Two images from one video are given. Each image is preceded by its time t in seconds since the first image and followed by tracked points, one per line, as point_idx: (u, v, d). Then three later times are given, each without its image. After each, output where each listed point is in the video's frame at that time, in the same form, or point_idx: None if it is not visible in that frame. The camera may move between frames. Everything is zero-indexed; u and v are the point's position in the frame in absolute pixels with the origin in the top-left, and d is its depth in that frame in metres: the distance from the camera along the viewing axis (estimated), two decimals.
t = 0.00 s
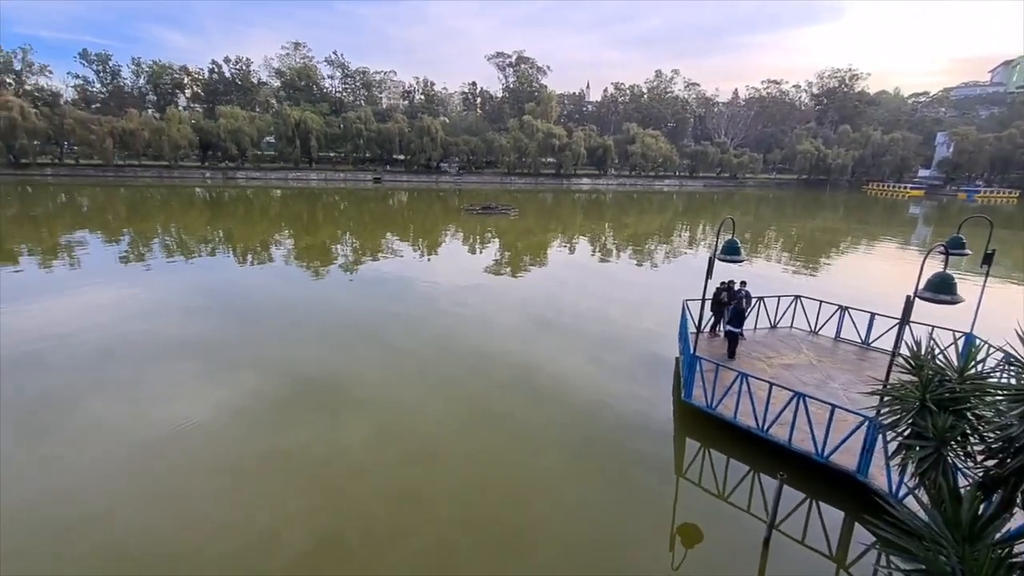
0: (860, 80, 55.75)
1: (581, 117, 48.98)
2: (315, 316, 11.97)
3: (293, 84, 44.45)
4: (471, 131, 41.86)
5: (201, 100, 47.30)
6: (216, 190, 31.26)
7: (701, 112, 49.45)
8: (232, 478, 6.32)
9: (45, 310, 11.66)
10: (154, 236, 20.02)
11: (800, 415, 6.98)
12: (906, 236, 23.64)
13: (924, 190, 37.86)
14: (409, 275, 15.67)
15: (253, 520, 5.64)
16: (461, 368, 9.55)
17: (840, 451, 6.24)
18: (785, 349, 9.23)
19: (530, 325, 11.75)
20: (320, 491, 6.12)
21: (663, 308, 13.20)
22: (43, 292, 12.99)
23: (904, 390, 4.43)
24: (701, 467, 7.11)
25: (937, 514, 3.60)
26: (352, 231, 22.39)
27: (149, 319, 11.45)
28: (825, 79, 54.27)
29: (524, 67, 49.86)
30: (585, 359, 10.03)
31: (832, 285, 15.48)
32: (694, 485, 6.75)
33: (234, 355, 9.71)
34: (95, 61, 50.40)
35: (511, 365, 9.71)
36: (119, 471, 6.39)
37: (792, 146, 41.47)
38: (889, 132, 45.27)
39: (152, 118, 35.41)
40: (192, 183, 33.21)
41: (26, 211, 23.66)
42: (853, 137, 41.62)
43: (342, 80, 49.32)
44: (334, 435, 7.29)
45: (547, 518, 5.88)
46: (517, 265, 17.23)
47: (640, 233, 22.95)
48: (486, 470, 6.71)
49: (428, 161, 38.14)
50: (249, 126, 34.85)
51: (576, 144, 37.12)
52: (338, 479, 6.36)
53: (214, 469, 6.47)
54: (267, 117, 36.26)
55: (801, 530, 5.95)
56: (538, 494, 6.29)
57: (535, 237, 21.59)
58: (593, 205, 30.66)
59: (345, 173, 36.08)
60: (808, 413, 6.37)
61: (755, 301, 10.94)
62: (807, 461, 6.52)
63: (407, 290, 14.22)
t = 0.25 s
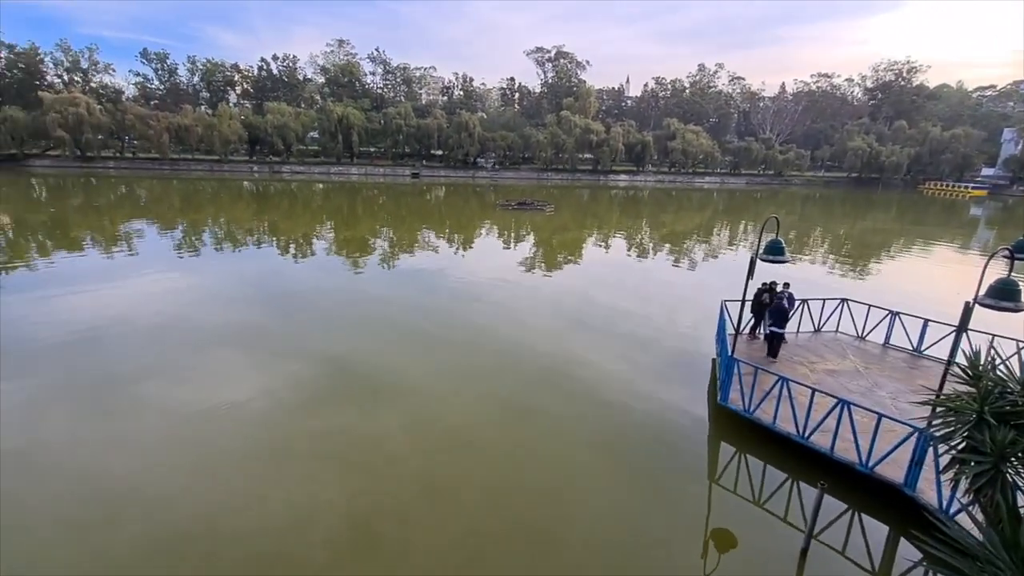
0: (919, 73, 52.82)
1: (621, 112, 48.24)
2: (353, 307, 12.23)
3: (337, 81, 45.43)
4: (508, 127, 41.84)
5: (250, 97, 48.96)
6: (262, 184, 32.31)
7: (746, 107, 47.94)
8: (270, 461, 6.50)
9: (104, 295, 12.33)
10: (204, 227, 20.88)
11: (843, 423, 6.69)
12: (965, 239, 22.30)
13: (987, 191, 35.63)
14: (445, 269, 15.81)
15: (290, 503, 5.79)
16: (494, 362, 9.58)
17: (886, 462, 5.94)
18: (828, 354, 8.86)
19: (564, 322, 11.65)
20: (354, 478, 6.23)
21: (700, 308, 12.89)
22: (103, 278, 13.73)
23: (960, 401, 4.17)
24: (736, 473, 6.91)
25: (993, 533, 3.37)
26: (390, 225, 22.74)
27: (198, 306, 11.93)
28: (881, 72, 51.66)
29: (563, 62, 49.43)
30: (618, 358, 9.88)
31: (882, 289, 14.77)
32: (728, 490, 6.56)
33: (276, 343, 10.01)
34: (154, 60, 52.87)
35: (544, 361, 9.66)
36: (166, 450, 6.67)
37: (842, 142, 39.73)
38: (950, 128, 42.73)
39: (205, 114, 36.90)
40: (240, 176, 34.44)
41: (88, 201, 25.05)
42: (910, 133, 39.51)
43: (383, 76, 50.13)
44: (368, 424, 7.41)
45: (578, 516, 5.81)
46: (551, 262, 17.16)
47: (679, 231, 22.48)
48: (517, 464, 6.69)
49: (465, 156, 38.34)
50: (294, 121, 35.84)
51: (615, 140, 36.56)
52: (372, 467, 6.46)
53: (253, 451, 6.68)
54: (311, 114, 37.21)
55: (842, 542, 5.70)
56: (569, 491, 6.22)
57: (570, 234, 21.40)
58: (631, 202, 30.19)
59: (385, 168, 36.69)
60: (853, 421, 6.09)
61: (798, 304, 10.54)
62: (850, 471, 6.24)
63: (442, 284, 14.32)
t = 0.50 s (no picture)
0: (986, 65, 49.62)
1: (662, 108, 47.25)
2: (389, 300, 12.42)
3: (379, 78, 46.18)
4: (547, 123, 41.61)
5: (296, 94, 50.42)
6: (306, 179, 33.23)
7: (794, 102, 46.22)
8: (308, 450, 6.68)
9: (159, 284, 12.94)
10: (251, 220, 21.62)
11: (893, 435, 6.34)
12: None
13: None
14: (480, 265, 15.88)
15: (324, 491, 5.92)
16: (527, 358, 9.56)
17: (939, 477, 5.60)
18: (878, 362, 8.43)
19: (598, 321, 11.49)
20: (387, 469, 6.33)
21: (740, 310, 12.50)
22: (159, 267, 14.41)
23: None
24: (774, 480, 6.66)
25: None
26: (426, 220, 23.01)
27: (244, 296, 12.37)
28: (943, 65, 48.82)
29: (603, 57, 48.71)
30: (653, 358, 9.68)
31: (938, 294, 13.98)
32: (765, 498, 6.34)
33: (315, 334, 10.26)
34: (208, 59, 55.07)
35: (577, 360, 9.55)
36: (210, 434, 6.93)
37: (898, 140, 37.79)
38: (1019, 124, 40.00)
39: (254, 111, 38.21)
40: (286, 171, 35.50)
41: (146, 194, 26.34)
42: (973, 130, 37.22)
43: (424, 73, 50.72)
44: (403, 416, 7.51)
45: (608, 517, 5.72)
46: (587, 259, 17.00)
47: (719, 230, 21.90)
48: (548, 461, 6.65)
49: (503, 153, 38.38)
50: (337, 118, 36.66)
51: (655, 136, 35.78)
52: (404, 459, 6.55)
53: (292, 439, 6.88)
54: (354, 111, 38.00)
55: (888, 558, 5.41)
56: (599, 491, 6.14)
57: (606, 231, 21.11)
58: (670, 200, 29.59)
59: (423, 164, 37.14)
60: (903, 432, 5.77)
61: (846, 308, 10.07)
62: (898, 484, 5.92)
63: (476, 279, 14.36)
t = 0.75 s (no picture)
0: None
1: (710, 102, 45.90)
2: (429, 294, 12.55)
3: (424, 75, 46.75)
4: (590, 118, 41.12)
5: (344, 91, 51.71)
6: (352, 173, 34.07)
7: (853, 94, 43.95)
8: (347, 436, 6.83)
9: (215, 273, 13.57)
10: (300, 214, 22.36)
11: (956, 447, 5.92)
12: None
13: None
14: (519, 260, 15.85)
15: (360, 477, 6.03)
16: (565, 354, 9.46)
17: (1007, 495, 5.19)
18: (940, 370, 7.91)
19: (638, 319, 11.28)
20: (422, 458, 6.39)
21: (788, 311, 12.00)
22: (215, 257, 15.12)
23: None
24: (822, 489, 6.34)
25: None
26: (467, 215, 23.16)
27: (292, 286, 12.79)
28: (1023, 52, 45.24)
29: (649, 50, 47.71)
30: (695, 358, 9.42)
31: (1010, 299, 13.01)
32: (812, 506, 6.04)
33: (357, 324, 10.49)
34: (264, 59, 57.25)
35: (616, 357, 9.40)
36: (255, 417, 7.18)
37: (968, 133, 35.36)
38: None
39: (305, 108, 39.47)
40: (334, 167, 36.53)
41: (204, 188, 27.67)
42: None
43: (468, 69, 51.02)
44: (440, 406, 7.57)
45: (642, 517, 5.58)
46: (628, 256, 16.71)
47: (768, 228, 21.10)
48: (583, 458, 6.55)
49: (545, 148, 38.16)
50: (383, 114, 37.36)
51: (701, 130, 34.50)
52: (440, 449, 6.59)
53: (331, 425, 7.04)
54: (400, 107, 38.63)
55: None
56: (635, 490, 6.01)
57: (649, 228, 20.71)
58: (716, 196, 28.72)
59: (465, 159, 37.40)
60: (967, 445, 5.37)
61: (906, 311, 9.49)
62: (960, 500, 5.52)
63: (515, 274, 14.35)
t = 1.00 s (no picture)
0: None
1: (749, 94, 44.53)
2: (459, 288, 12.59)
3: (458, 70, 46.88)
4: (624, 112, 40.48)
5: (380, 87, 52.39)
6: (387, 169, 34.53)
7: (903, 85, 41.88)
8: (376, 428, 6.92)
9: (255, 265, 13.98)
10: (336, 208, 22.79)
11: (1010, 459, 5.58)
12: None
13: None
14: (550, 256, 15.74)
15: (388, 469, 6.10)
16: (595, 352, 9.35)
17: None
18: (995, 378, 7.46)
19: (670, 317, 11.07)
20: (449, 452, 6.42)
21: (828, 312, 11.54)
22: (256, 249, 15.58)
23: None
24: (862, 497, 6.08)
25: None
26: (499, 210, 23.12)
27: (327, 279, 13.06)
28: None
29: (687, 41, 46.57)
30: (729, 358, 9.17)
31: None
32: (851, 514, 5.79)
33: (389, 317, 10.62)
34: (304, 56, 58.55)
35: (647, 356, 9.23)
36: (289, 407, 7.35)
37: None
38: None
39: (342, 105, 40.20)
40: (369, 162, 37.12)
41: (246, 183, 28.54)
42: None
43: (502, 64, 50.91)
44: (468, 401, 7.60)
45: (669, 518, 5.47)
46: (661, 253, 16.40)
47: (809, 225, 20.34)
48: (611, 456, 6.47)
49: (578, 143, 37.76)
50: (418, 110, 37.69)
51: (740, 124, 33.47)
52: (467, 443, 6.60)
53: (361, 416, 7.15)
54: (434, 103, 38.85)
55: None
56: (663, 491, 5.90)
57: (683, 225, 20.26)
58: (754, 192, 27.87)
59: (498, 154, 37.37)
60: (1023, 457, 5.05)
61: (959, 314, 8.97)
62: (1013, 515, 5.20)
63: (546, 270, 14.27)
